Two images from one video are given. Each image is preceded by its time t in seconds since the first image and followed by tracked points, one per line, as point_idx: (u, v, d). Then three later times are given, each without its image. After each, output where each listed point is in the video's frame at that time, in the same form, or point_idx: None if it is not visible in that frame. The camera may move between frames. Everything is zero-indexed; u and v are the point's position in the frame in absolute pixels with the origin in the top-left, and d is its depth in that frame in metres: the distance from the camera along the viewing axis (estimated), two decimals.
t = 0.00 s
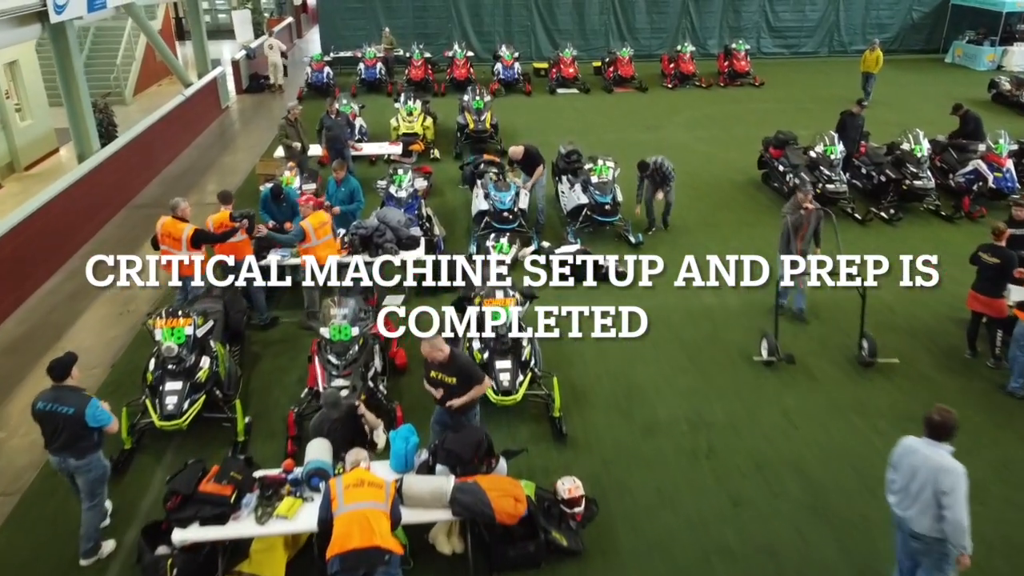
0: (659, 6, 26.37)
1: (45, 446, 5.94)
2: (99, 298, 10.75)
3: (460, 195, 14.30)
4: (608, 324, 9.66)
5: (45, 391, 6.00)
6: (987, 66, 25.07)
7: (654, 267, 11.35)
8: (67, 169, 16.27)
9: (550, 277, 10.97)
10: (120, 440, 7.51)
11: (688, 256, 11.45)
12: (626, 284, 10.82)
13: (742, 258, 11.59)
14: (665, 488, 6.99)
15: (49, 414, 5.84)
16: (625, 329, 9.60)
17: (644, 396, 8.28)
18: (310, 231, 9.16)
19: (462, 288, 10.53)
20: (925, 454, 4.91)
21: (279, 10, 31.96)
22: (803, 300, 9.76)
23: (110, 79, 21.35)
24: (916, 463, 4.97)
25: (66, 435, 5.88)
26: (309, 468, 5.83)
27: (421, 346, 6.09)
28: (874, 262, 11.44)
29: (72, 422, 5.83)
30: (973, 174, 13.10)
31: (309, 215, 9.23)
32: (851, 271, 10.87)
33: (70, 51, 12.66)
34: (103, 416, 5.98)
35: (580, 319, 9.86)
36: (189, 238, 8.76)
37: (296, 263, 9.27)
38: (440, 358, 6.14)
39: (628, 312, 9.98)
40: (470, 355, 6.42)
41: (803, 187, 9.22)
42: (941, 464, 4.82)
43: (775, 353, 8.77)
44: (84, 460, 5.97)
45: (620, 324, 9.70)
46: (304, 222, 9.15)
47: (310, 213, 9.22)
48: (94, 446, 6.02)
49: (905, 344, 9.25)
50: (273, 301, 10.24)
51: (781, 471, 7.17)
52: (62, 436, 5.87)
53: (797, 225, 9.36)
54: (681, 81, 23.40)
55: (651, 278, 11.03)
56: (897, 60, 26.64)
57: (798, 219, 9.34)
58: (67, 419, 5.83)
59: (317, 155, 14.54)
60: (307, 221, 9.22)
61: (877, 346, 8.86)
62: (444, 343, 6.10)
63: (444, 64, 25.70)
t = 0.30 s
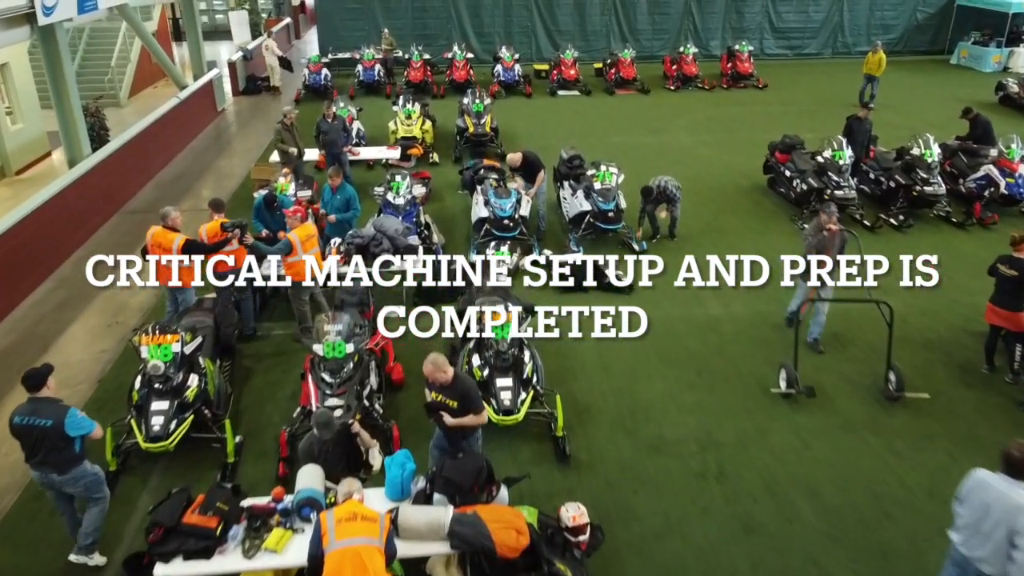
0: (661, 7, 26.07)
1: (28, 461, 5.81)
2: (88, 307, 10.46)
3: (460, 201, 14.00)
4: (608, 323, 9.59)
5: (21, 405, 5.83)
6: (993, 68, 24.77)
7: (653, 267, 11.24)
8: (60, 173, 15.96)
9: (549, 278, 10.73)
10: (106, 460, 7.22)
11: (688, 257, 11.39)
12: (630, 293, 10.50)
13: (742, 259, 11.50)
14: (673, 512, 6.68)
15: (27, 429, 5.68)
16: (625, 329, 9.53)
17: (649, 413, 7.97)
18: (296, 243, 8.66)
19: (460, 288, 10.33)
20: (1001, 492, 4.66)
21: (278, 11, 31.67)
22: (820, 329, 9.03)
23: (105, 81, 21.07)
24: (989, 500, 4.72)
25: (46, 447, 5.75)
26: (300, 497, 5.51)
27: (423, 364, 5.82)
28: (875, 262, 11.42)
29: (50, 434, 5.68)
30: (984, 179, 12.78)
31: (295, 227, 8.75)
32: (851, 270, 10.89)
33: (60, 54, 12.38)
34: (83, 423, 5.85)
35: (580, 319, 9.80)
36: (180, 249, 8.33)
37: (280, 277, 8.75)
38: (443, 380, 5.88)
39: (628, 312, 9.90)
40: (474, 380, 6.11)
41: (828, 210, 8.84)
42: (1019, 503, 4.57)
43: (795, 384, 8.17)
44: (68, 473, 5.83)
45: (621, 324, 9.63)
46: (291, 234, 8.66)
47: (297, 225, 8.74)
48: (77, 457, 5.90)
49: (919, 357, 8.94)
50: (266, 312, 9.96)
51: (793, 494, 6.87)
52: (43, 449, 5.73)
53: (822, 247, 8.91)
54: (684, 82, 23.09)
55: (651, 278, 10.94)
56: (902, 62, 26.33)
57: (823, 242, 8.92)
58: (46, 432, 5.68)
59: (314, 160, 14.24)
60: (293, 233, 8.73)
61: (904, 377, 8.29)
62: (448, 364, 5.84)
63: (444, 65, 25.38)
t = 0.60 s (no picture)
0: (663, 8, 25.77)
1: (9, 482, 5.59)
2: (76, 318, 10.18)
3: (460, 207, 13.71)
4: (608, 324, 9.59)
5: None
6: (999, 70, 24.47)
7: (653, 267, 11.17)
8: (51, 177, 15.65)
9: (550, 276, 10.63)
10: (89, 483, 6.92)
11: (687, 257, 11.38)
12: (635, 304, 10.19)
13: (742, 259, 11.45)
14: (683, 540, 6.38)
15: (10, 446, 5.48)
16: (625, 329, 9.54)
17: (656, 432, 7.67)
18: (287, 256, 8.29)
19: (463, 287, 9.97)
20: None
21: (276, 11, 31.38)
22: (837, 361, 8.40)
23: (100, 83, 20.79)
24: None
25: (30, 465, 5.55)
26: (290, 531, 5.13)
27: (404, 398, 5.54)
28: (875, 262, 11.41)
29: (35, 449, 5.50)
30: (996, 186, 12.47)
31: (286, 239, 8.39)
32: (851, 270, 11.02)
33: (49, 56, 12.10)
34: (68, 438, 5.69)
35: (579, 319, 9.83)
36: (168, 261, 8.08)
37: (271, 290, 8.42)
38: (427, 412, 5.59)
39: (628, 311, 9.93)
40: (461, 410, 5.81)
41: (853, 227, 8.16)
42: None
43: (814, 420, 7.61)
44: (56, 491, 5.68)
45: (621, 324, 9.64)
46: (281, 246, 8.30)
47: (288, 236, 8.38)
48: (62, 474, 5.73)
49: (935, 372, 8.64)
50: (259, 323, 9.71)
51: (808, 519, 6.57)
52: (27, 466, 5.54)
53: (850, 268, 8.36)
54: (687, 84, 22.79)
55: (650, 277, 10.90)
56: (907, 64, 26.04)
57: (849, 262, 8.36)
58: (31, 447, 5.50)
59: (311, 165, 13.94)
60: (283, 245, 8.36)
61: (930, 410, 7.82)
62: (430, 394, 5.55)
63: (443, 67, 25.08)
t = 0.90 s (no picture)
0: (665, 9, 25.45)
1: None
2: (63, 331, 9.85)
3: (459, 213, 13.40)
4: (607, 324, 9.67)
5: None
6: (1005, 72, 24.16)
7: (653, 268, 11.09)
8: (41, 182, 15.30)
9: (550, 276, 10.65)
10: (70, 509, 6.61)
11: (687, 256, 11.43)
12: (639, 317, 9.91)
13: (741, 258, 11.52)
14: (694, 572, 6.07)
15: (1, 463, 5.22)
16: (625, 329, 9.61)
17: (663, 455, 7.37)
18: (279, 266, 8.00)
19: (465, 286, 9.90)
20: None
21: (274, 12, 31.07)
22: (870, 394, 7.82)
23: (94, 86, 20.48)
24: None
25: (22, 482, 5.31)
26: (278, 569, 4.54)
27: (375, 439, 5.10)
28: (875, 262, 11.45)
29: (30, 467, 5.27)
30: (1009, 192, 12.15)
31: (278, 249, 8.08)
32: (851, 269, 11.08)
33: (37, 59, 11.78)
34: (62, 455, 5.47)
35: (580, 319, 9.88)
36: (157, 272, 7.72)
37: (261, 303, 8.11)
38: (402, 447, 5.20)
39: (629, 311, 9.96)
40: (437, 440, 5.41)
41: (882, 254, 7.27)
42: None
43: (835, 462, 7.04)
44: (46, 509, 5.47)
45: (621, 325, 9.72)
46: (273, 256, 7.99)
47: (279, 247, 8.07)
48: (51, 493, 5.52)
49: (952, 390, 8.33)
50: (251, 337, 9.40)
51: (825, 548, 6.27)
52: (20, 484, 5.31)
53: (882, 301, 7.30)
54: (689, 86, 22.46)
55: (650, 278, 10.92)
56: (912, 65, 25.72)
57: (883, 295, 7.29)
58: (26, 465, 5.27)
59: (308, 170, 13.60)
60: (276, 256, 8.08)
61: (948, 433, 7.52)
62: (403, 427, 5.15)
63: (443, 69, 24.75)
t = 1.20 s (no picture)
0: (667, 10, 25.12)
1: None
2: (47, 345, 9.55)
3: (458, 219, 13.09)
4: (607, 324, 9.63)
5: None
6: (1012, 73, 23.83)
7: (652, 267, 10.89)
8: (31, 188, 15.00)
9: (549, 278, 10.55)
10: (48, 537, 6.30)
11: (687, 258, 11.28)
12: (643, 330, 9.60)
13: (740, 259, 11.45)
14: None
15: None
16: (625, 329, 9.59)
17: (671, 478, 7.06)
18: (276, 278, 7.73)
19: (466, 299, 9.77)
20: None
21: (271, 13, 30.74)
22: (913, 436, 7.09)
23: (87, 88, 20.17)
24: None
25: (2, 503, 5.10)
26: None
27: (358, 477, 4.81)
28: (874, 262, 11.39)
29: (10, 487, 5.08)
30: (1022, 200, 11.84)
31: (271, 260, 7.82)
32: (852, 269, 11.06)
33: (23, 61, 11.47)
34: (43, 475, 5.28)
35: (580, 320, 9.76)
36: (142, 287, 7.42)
37: (259, 320, 7.80)
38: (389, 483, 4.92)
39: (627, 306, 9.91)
40: (425, 473, 5.14)
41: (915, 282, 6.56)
42: None
43: (855, 515, 6.45)
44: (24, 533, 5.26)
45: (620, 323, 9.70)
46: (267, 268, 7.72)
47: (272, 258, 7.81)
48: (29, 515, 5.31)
49: (970, 408, 8.01)
50: (241, 351, 9.09)
51: None
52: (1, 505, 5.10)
53: (909, 333, 6.53)
54: (692, 89, 22.14)
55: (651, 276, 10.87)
56: (917, 67, 25.40)
57: (910, 327, 6.52)
58: (5, 485, 5.07)
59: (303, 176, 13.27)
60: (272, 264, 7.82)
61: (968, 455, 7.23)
62: (389, 462, 4.88)
63: (441, 70, 24.42)
